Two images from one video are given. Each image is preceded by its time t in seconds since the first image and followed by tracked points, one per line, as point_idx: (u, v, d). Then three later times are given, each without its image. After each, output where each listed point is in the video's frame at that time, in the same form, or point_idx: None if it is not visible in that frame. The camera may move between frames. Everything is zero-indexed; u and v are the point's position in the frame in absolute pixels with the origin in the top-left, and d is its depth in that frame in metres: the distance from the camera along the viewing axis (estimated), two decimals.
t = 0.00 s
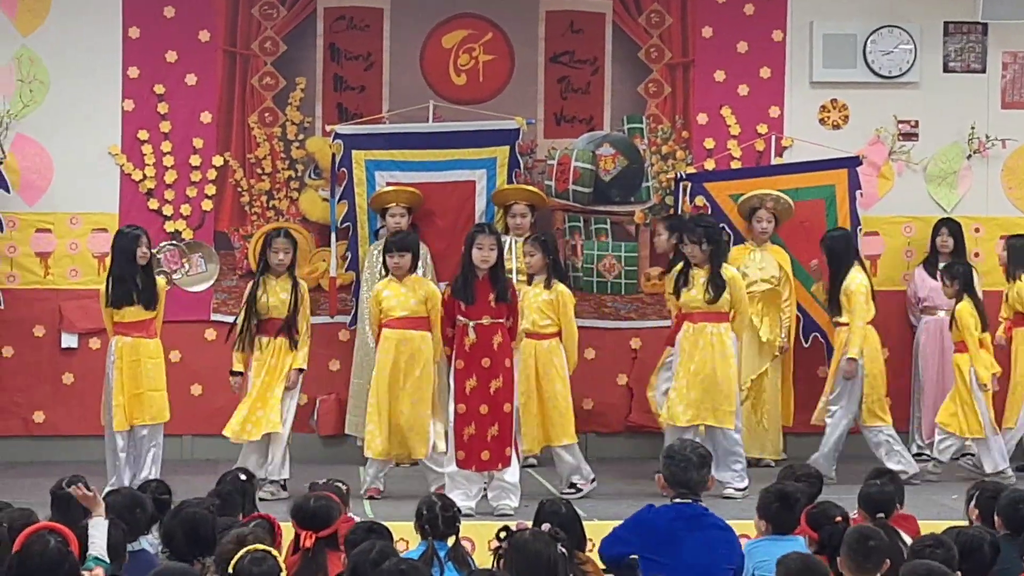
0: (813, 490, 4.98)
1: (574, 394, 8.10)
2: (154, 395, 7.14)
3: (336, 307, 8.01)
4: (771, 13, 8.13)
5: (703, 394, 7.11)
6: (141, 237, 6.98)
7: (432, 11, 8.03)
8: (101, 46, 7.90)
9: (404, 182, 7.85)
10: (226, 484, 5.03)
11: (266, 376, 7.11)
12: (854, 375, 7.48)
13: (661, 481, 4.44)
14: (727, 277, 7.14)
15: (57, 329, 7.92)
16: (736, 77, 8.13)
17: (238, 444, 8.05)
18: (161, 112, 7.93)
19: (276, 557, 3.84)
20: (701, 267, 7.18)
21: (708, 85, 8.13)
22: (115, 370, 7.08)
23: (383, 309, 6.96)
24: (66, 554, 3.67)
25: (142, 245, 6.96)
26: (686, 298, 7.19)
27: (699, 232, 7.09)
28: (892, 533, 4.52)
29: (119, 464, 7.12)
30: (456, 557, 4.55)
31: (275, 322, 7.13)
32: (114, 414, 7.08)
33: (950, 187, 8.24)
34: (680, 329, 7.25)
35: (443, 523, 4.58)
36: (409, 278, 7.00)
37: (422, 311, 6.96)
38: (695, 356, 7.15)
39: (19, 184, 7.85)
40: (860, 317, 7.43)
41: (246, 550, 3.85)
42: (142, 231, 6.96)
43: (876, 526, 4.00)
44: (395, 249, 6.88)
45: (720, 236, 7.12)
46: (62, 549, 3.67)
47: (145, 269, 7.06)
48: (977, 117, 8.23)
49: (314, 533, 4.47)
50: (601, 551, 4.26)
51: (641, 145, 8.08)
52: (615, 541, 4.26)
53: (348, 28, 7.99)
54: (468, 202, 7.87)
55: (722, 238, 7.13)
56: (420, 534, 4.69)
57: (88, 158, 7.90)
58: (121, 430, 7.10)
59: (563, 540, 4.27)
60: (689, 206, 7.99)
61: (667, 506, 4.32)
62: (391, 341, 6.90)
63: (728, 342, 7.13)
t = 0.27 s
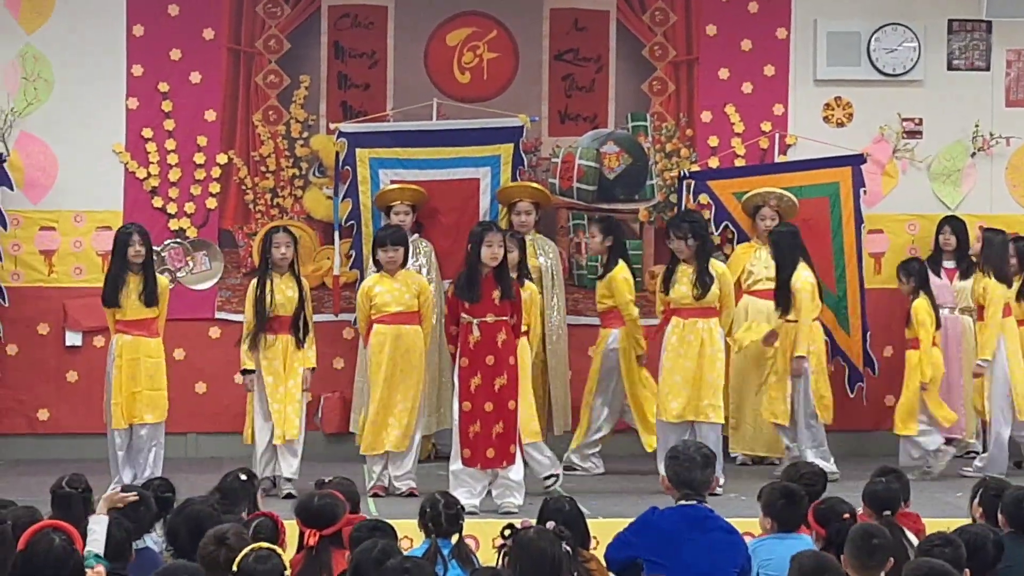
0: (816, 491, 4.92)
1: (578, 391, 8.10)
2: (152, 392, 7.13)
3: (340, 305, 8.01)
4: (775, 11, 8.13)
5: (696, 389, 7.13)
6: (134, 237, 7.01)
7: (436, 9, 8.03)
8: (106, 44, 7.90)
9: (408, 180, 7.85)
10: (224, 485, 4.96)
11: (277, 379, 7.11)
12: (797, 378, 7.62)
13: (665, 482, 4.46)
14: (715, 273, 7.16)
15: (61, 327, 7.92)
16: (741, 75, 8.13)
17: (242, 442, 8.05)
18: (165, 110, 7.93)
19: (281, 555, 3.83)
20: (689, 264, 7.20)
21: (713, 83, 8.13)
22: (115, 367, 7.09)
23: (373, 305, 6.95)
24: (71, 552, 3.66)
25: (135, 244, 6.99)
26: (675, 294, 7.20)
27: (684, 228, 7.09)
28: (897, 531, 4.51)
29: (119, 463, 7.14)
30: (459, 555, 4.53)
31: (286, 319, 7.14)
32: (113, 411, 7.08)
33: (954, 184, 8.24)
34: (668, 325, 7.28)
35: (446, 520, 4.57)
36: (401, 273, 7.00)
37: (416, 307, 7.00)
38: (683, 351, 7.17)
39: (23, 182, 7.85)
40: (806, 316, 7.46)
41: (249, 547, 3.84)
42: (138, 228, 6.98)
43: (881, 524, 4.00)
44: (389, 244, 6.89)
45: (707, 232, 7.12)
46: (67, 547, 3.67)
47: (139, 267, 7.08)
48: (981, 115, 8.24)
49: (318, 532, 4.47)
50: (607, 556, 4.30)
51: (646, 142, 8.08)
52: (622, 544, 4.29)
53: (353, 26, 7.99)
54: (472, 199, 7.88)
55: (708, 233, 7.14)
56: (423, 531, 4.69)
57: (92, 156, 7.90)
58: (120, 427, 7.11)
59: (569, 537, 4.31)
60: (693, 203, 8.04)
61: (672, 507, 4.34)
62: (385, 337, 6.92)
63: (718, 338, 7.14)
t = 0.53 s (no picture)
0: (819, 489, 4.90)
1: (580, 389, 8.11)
2: (153, 389, 7.13)
3: (342, 303, 8.01)
4: (777, 9, 8.12)
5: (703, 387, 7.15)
6: (138, 234, 7.02)
7: (439, 7, 8.03)
8: (108, 42, 7.90)
9: (411, 177, 7.87)
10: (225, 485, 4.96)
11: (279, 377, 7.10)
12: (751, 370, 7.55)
13: (668, 482, 4.46)
14: (717, 270, 7.13)
15: (63, 325, 7.91)
16: (743, 73, 8.12)
17: (245, 440, 8.05)
18: (166, 108, 7.92)
19: (283, 553, 3.83)
20: (689, 261, 7.18)
21: (715, 81, 8.13)
22: (117, 364, 7.10)
23: (373, 303, 6.94)
24: (74, 550, 3.66)
25: (139, 242, 7.00)
26: (679, 292, 7.19)
27: (686, 225, 7.05)
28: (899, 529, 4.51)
29: (123, 462, 7.15)
30: (461, 553, 4.54)
31: (288, 318, 7.13)
32: (115, 408, 7.09)
33: (956, 182, 8.24)
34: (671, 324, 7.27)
35: (448, 519, 4.56)
36: (400, 271, 7.00)
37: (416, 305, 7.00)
38: (690, 349, 7.18)
39: (24, 179, 7.84)
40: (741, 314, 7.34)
41: (251, 545, 3.84)
42: (142, 226, 6.99)
43: (883, 522, 4.01)
44: (391, 241, 6.91)
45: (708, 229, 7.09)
46: (70, 544, 3.67)
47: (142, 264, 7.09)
48: (983, 114, 8.24)
49: (318, 530, 4.48)
50: (610, 554, 4.32)
51: (647, 140, 8.10)
52: (622, 544, 4.31)
53: (354, 24, 7.99)
54: (475, 197, 7.89)
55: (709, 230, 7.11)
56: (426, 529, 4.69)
57: (94, 154, 7.90)
58: (123, 425, 7.11)
59: (571, 536, 4.31)
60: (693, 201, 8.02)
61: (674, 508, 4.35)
62: (384, 335, 6.92)
63: (722, 335, 7.15)
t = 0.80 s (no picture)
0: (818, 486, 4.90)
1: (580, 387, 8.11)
2: (154, 387, 7.14)
3: (341, 301, 8.01)
4: (777, 7, 8.12)
5: (724, 387, 7.19)
6: (139, 232, 7.01)
7: (438, 4, 8.03)
8: (108, 40, 7.89)
9: (411, 176, 7.89)
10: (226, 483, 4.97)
11: (271, 372, 7.14)
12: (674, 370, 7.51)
13: (666, 480, 4.46)
14: (731, 268, 7.16)
15: (63, 323, 7.91)
16: (743, 71, 8.12)
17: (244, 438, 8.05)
18: (166, 106, 7.92)
19: (283, 551, 3.83)
20: (705, 261, 7.20)
21: (714, 78, 8.13)
22: (117, 362, 7.10)
23: (371, 301, 6.94)
24: (75, 548, 3.66)
25: (139, 239, 6.99)
26: (695, 292, 7.20)
27: (702, 222, 7.10)
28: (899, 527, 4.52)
29: (123, 460, 7.15)
30: (461, 550, 4.55)
31: (283, 315, 7.13)
32: (115, 406, 7.09)
33: (956, 180, 8.24)
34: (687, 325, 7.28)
35: (447, 516, 4.57)
36: (398, 269, 7.01)
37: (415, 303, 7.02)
38: (707, 349, 7.19)
39: (24, 177, 7.84)
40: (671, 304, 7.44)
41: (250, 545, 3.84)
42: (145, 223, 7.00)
43: (882, 521, 4.01)
44: (391, 238, 6.91)
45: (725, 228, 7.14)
46: (71, 543, 3.66)
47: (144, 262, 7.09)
48: (983, 111, 8.24)
49: (315, 527, 4.47)
50: (609, 556, 4.32)
51: (647, 138, 8.09)
52: (623, 545, 4.30)
53: (354, 22, 7.99)
54: (475, 195, 7.91)
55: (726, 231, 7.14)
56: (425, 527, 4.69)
57: (93, 152, 7.90)
58: (125, 423, 7.11)
59: (570, 534, 4.28)
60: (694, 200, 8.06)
61: (673, 507, 4.35)
62: (383, 332, 6.92)
63: (741, 334, 7.19)
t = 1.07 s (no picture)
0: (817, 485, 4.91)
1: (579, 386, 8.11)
2: (153, 385, 7.15)
3: (340, 299, 8.01)
4: (776, 6, 8.12)
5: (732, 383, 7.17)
6: (137, 230, 7.01)
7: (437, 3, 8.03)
8: (107, 38, 7.89)
9: (411, 174, 7.87)
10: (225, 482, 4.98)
11: (263, 370, 7.15)
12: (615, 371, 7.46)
13: (665, 478, 4.46)
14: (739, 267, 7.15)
15: (62, 321, 7.91)
16: (742, 70, 8.12)
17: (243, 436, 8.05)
18: (165, 104, 7.92)
19: (281, 549, 3.84)
20: (711, 258, 7.19)
21: (713, 77, 8.13)
22: (115, 360, 7.11)
23: (371, 299, 6.96)
24: (71, 546, 3.66)
25: (136, 238, 6.99)
26: (694, 290, 7.20)
27: (716, 216, 7.07)
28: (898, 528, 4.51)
29: (122, 458, 7.16)
30: (459, 549, 4.55)
31: (275, 314, 7.17)
32: (114, 405, 7.09)
33: (955, 179, 8.24)
34: (688, 322, 7.29)
35: (445, 515, 4.57)
36: (398, 267, 7.02)
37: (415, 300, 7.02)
38: (707, 347, 7.20)
39: (22, 175, 7.84)
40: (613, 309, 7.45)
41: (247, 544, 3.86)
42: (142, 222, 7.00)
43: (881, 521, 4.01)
44: (390, 237, 6.91)
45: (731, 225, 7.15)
46: (67, 540, 3.67)
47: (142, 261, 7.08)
48: (981, 110, 8.24)
49: (315, 525, 4.47)
50: (607, 555, 4.32)
51: (646, 137, 8.08)
52: (622, 544, 4.31)
53: (353, 20, 7.99)
54: (474, 193, 7.89)
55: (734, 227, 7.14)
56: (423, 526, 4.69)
57: (92, 150, 7.90)
58: (124, 421, 7.13)
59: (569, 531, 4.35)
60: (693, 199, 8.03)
61: (671, 505, 4.35)
62: (384, 330, 6.93)
63: (739, 332, 7.19)
